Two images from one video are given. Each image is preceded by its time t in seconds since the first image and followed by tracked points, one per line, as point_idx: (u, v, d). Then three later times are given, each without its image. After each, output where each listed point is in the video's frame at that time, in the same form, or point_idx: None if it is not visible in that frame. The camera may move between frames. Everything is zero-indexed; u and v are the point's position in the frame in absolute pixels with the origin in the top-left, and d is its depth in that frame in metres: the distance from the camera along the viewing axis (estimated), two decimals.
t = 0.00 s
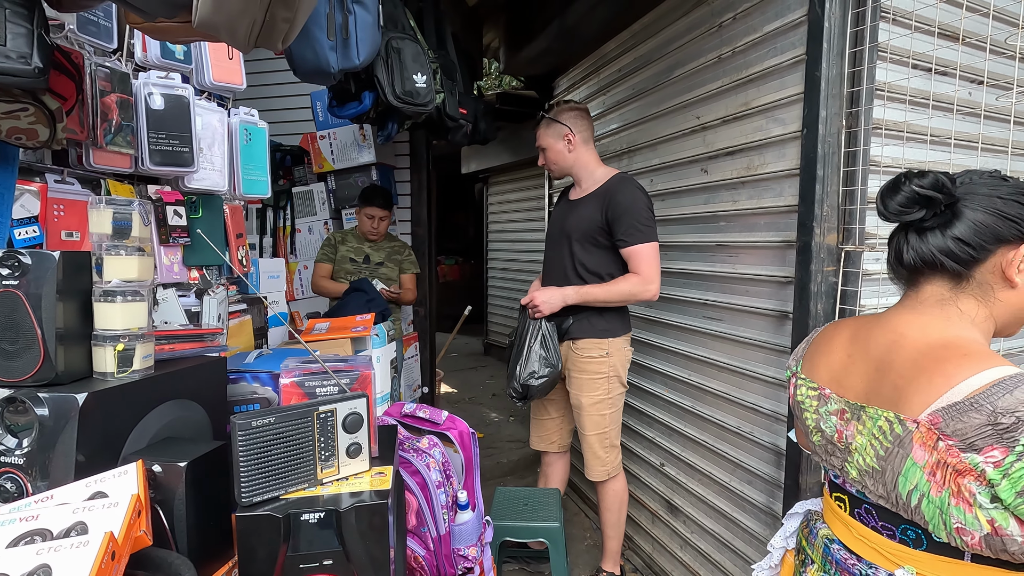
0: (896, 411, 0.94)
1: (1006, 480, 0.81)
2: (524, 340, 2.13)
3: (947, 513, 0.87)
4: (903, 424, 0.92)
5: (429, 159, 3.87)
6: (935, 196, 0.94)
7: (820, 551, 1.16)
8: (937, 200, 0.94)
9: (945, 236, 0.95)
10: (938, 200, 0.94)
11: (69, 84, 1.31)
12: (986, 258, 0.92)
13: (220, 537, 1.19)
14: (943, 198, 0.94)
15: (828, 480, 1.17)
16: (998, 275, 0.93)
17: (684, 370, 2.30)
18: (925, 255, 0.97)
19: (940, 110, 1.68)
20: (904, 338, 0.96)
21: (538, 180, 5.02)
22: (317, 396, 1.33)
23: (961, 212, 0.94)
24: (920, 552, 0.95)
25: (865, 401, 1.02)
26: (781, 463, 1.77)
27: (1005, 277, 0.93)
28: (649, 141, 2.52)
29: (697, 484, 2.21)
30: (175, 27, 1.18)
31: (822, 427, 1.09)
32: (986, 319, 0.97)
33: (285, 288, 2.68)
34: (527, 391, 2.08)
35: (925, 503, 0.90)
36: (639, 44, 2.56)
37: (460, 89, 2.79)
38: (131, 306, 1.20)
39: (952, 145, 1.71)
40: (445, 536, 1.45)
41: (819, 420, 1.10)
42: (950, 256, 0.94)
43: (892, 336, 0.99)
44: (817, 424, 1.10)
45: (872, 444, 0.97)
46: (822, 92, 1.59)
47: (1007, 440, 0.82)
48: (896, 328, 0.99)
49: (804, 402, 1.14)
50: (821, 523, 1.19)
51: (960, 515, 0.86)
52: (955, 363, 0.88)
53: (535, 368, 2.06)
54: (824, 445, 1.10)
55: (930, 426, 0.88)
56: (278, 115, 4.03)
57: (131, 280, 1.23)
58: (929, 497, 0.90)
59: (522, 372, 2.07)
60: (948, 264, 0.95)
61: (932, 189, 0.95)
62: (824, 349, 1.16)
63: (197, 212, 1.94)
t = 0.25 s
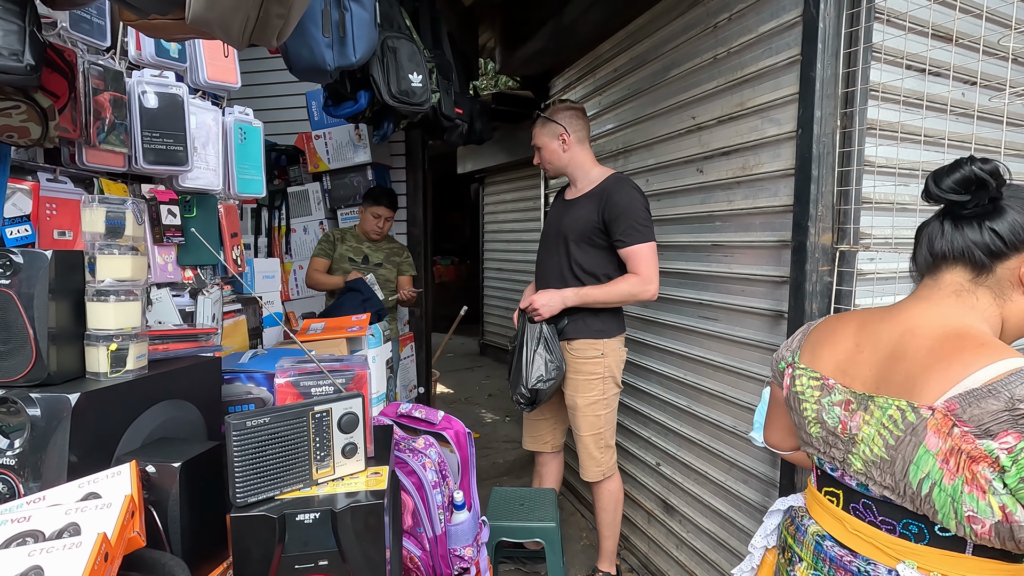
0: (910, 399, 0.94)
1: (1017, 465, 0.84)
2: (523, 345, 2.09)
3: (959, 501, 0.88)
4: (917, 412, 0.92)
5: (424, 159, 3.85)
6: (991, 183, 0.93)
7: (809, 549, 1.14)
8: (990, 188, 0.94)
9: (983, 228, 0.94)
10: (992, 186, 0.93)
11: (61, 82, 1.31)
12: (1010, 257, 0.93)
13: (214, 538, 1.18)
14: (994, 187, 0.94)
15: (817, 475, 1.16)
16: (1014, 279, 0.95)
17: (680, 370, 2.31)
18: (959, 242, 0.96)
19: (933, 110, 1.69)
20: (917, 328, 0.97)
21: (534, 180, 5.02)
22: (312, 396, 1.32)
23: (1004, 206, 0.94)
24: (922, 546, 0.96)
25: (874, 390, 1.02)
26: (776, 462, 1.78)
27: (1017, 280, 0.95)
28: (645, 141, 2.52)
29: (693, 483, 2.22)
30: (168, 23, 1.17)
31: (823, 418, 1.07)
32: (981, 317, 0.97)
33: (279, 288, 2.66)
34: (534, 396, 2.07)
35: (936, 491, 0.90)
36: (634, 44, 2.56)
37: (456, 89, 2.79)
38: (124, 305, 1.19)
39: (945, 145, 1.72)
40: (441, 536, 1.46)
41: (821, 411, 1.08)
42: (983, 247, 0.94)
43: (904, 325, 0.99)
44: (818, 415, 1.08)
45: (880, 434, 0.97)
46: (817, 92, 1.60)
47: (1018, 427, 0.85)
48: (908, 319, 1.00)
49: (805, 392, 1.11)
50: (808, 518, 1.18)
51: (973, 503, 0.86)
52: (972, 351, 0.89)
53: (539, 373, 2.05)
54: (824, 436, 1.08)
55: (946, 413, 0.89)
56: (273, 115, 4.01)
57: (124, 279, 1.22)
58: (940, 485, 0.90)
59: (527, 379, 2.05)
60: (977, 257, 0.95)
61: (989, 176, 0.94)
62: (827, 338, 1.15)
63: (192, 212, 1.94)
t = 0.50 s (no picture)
0: (919, 394, 0.95)
1: None
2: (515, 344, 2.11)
3: (971, 495, 0.88)
4: (927, 407, 0.93)
5: (421, 159, 3.84)
6: (981, 188, 0.94)
7: (806, 547, 1.14)
8: (980, 193, 0.95)
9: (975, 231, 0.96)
10: (983, 190, 0.94)
11: (56, 81, 1.31)
12: (1004, 258, 0.95)
13: (210, 540, 1.18)
14: (984, 192, 0.95)
15: (811, 472, 1.17)
16: (1007, 279, 0.97)
17: (676, 370, 2.31)
18: (954, 246, 0.98)
19: (927, 112, 1.70)
20: (925, 325, 0.98)
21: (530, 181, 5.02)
22: (308, 397, 1.32)
23: (995, 209, 0.95)
24: (924, 539, 0.97)
25: (880, 385, 1.02)
26: (772, 462, 1.79)
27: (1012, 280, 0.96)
28: (641, 142, 2.53)
29: (689, 483, 2.22)
30: (163, 22, 1.17)
31: (825, 414, 1.08)
32: (974, 314, 0.98)
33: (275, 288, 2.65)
34: (519, 392, 2.07)
35: (947, 485, 0.91)
36: (631, 46, 2.57)
37: (452, 89, 2.79)
38: (120, 306, 1.18)
39: (939, 147, 1.73)
40: (437, 537, 1.46)
41: (824, 406, 1.08)
42: (977, 250, 0.95)
43: (912, 322, 1.00)
44: (819, 411, 1.09)
45: (888, 429, 0.97)
46: (812, 93, 1.61)
47: None
48: (915, 316, 1.00)
49: (806, 387, 1.11)
50: (802, 517, 1.19)
51: (985, 496, 0.87)
52: (983, 348, 0.91)
53: (529, 370, 2.06)
54: (824, 431, 1.08)
55: (959, 408, 0.90)
56: (269, 115, 4.01)
57: (120, 279, 1.22)
58: (950, 479, 0.90)
59: (513, 373, 2.06)
60: (972, 259, 0.96)
61: (979, 180, 0.95)
62: (828, 334, 1.15)
63: (188, 212, 1.92)
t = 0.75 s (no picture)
0: (909, 391, 0.95)
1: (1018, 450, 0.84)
2: (510, 343, 2.13)
3: (963, 488, 0.88)
4: (917, 403, 0.93)
5: (419, 161, 3.81)
6: (933, 197, 0.96)
7: (803, 545, 1.15)
8: (935, 202, 0.96)
9: (940, 237, 0.97)
10: (936, 200, 0.96)
11: (54, 82, 1.30)
12: (976, 258, 0.95)
13: (208, 541, 1.18)
14: (939, 199, 0.96)
15: (808, 470, 1.17)
16: (987, 273, 0.96)
17: (674, 371, 2.31)
18: (923, 253, 0.99)
19: (923, 114, 1.71)
20: (915, 323, 0.99)
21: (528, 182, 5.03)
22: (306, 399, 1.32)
23: (957, 212, 0.96)
24: (919, 536, 0.97)
25: (871, 382, 1.02)
26: (769, 463, 1.79)
27: (992, 276, 0.96)
28: (639, 143, 2.53)
29: (686, 483, 2.23)
30: (159, 23, 1.17)
31: (820, 412, 1.08)
32: (969, 314, 0.99)
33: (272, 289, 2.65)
34: (506, 391, 2.08)
35: (939, 479, 0.91)
36: (628, 47, 2.58)
37: (450, 90, 2.79)
38: (117, 307, 1.19)
39: (935, 149, 1.74)
40: (435, 538, 1.45)
41: (818, 405, 1.08)
42: (946, 254, 0.97)
43: (902, 320, 1.00)
44: (814, 409, 1.09)
45: (879, 426, 0.97)
46: (809, 95, 1.62)
47: (1016, 412, 0.86)
48: (904, 315, 1.01)
49: (800, 387, 1.12)
50: (800, 515, 1.19)
51: (977, 489, 0.87)
52: (970, 343, 0.91)
53: (521, 372, 2.06)
54: (820, 430, 1.09)
55: (948, 403, 0.89)
56: (267, 116, 4.01)
57: (117, 281, 1.22)
58: (942, 473, 0.90)
59: (502, 373, 2.08)
60: (945, 263, 0.97)
61: (931, 190, 0.97)
62: (821, 334, 1.16)
63: (185, 213, 1.93)
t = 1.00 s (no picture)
0: (896, 391, 0.96)
1: (1006, 453, 0.84)
2: (507, 342, 2.14)
3: (948, 488, 0.89)
4: (904, 403, 0.93)
5: (416, 161, 3.81)
6: (918, 204, 0.98)
7: (794, 540, 1.17)
8: (920, 207, 0.98)
9: (930, 242, 0.98)
10: (921, 207, 0.98)
11: (49, 83, 1.30)
12: (968, 260, 0.95)
13: (204, 543, 1.18)
14: (924, 205, 0.98)
15: (803, 467, 1.18)
16: (980, 275, 0.96)
17: (671, 372, 2.32)
18: (912, 258, 1.00)
19: (918, 116, 1.72)
20: (906, 324, 0.99)
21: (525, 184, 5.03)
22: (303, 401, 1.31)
23: (945, 215, 0.96)
24: (904, 535, 0.98)
25: (862, 381, 1.03)
26: (766, 464, 1.79)
27: (986, 277, 0.96)
28: (636, 145, 2.54)
29: (683, 484, 2.23)
30: (155, 25, 1.17)
31: (812, 410, 1.09)
32: (964, 314, 1.00)
33: (269, 291, 2.65)
34: (506, 391, 2.09)
35: (924, 478, 0.92)
36: (625, 49, 2.58)
37: (447, 92, 2.79)
38: (113, 308, 1.18)
39: (930, 151, 1.75)
40: (432, 539, 1.45)
41: (810, 403, 1.10)
42: (936, 259, 0.97)
43: (894, 321, 1.01)
44: (806, 408, 1.10)
45: (868, 425, 0.98)
46: (805, 97, 1.62)
47: (1006, 415, 0.84)
48: (897, 316, 1.01)
49: (794, 385, 1.13)
50: (793, 511, 1.21)
51: (962, 489, 0.88)
52: (960, 344, 0.91)
53: (519, 370, 2.07)
54: (811, 427, 1.10)
55: (934, 403, 0.90)
56: (264, 117, 4.00)
57: (112, 281, 1.21)
58: (928, 472, 0.91)
59: (500, 372, 2.09)
60: (935, 267, 0.97)
61: (915, 196, 0.99)
62: (817, 334, 1.16)
63: (182, 213, 1.92)
